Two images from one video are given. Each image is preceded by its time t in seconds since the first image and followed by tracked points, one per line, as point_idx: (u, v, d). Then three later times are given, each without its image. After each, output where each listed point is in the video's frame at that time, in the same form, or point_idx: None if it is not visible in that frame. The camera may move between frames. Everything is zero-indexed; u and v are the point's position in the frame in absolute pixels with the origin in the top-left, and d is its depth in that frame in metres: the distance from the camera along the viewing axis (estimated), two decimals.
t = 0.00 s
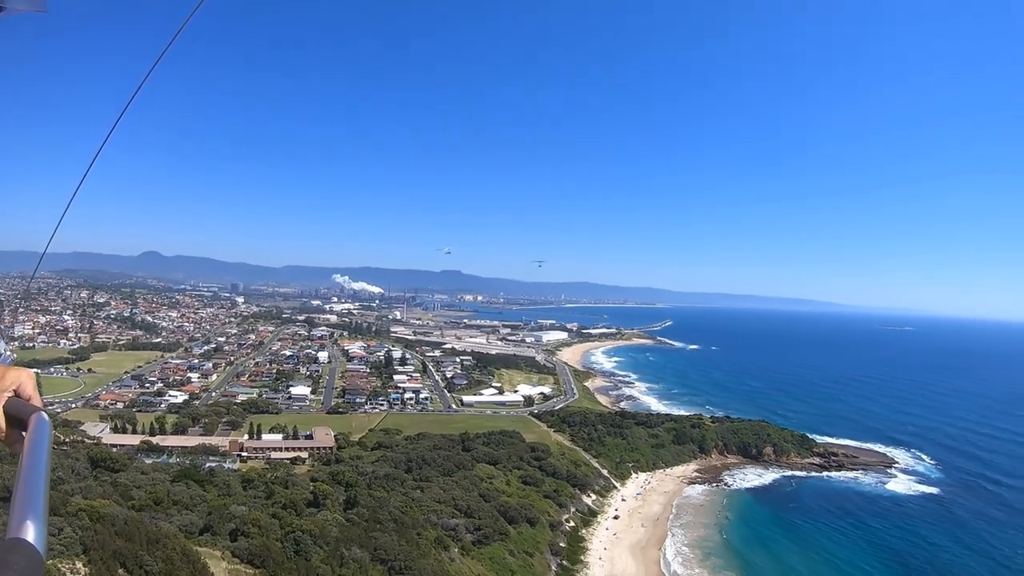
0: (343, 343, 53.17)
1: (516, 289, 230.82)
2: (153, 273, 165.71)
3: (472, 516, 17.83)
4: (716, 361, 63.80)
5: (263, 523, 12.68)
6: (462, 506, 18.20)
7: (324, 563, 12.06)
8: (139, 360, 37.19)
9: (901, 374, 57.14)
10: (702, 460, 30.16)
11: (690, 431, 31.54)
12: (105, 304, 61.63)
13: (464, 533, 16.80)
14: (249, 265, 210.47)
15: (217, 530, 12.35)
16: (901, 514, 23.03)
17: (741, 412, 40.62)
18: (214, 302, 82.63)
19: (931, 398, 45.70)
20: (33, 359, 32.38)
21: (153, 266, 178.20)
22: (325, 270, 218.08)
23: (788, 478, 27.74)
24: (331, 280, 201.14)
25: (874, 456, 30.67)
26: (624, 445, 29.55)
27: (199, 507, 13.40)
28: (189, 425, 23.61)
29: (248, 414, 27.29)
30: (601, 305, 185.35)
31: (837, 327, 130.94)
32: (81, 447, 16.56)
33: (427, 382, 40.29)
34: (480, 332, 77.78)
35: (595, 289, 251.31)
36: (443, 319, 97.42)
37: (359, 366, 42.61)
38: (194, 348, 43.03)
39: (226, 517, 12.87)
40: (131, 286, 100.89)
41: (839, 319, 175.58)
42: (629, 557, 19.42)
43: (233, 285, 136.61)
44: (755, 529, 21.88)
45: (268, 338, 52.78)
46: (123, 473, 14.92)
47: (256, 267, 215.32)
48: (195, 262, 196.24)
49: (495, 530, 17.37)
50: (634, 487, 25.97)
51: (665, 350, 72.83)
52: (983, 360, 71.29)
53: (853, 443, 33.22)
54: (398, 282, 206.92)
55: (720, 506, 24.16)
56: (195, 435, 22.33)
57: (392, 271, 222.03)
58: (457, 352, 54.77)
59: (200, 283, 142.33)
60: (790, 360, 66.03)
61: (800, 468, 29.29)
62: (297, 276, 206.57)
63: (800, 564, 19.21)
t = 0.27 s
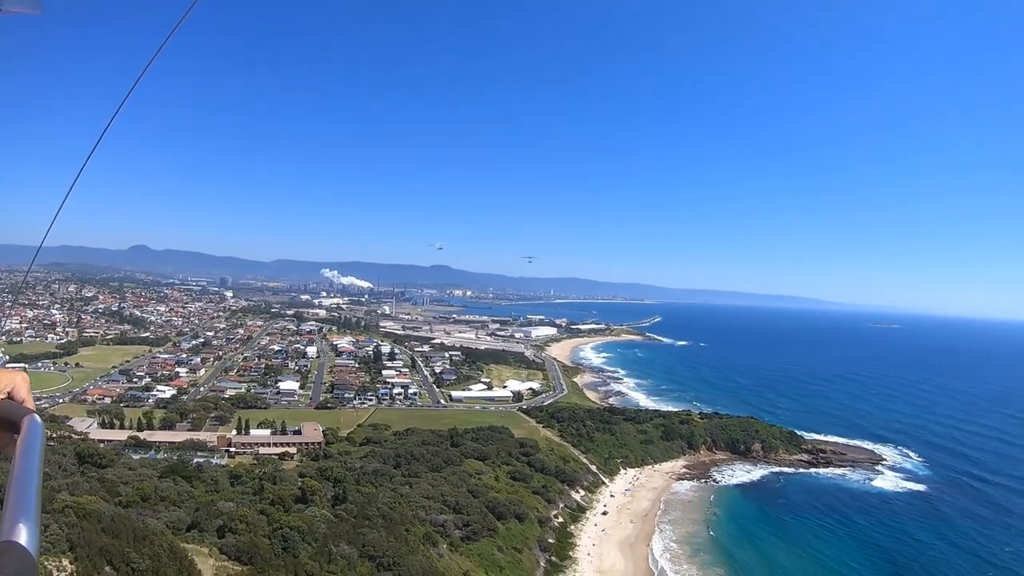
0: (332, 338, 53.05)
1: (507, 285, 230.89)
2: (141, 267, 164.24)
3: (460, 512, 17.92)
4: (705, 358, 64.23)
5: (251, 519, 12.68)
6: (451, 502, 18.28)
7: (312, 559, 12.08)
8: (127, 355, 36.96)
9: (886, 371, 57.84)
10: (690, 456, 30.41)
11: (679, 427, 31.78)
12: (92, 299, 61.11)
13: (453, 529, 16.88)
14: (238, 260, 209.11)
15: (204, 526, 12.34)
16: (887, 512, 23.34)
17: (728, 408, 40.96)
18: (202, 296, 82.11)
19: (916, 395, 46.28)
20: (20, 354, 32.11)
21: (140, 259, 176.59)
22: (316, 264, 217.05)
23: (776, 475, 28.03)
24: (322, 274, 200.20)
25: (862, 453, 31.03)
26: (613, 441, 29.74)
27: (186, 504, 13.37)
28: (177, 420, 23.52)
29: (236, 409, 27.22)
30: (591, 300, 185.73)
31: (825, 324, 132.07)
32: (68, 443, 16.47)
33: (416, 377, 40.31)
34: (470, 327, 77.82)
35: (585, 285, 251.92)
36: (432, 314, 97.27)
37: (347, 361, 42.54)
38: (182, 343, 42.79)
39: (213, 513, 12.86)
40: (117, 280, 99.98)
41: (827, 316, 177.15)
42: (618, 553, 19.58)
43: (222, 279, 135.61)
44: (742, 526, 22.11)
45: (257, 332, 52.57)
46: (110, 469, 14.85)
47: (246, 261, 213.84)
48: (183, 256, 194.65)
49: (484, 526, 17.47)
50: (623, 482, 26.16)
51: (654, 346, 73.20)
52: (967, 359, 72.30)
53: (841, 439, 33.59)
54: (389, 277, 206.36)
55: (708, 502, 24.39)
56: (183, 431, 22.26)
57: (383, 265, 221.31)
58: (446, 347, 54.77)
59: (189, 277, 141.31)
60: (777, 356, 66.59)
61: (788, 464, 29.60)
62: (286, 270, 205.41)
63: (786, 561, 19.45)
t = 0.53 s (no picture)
0: (327, 334, 52.99)
1: (502, 281, 230.79)
2: (135, 262, 163.56)
3: (455, 509, 17.96)
4: (699, 354, 64.44)
5: (244, 516, 12.70)
6: (445, 498, 18.33)
7: (306, 557, 12.11)
8: (120, 350, 36.85)
9: (879, 369, 58.18)
10: (684, 453, 30.57)
11: (673, 424, 31.91)
12: (86, 294, 60.92)
13: (447, 525, 16.94)
14: (233, 255, 208.22)
15: (197, 523, 12.35)
16: (879, 509, 23.49)
17: (722, 405, 41.15)
18: (196, 292, 81.80)
19: (909, 393, 46.59)
20: (14, 350, 32.01)
21: (135, 254, 175.78)
22: (311, 260, 216.53)
23: (770, 472, 28.19)
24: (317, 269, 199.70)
25: (856, 450, 31.24)
26: (608, 437, 29.85)
27: (180, 500, 13.38)
28: (171, 416, 23.49)
29: (230, 405, 27.20)
30: (586, 297, 186.02)
31: (819, 321, 132.58)
32: (62, 439, 16.44)
33: (411, 373, 40.34)
34: (464, 322, 77.85)
35: (580, 281, 252.19)
36: (427, 310, 97.20)
37: (342, 356, 42.51)
38: (176, 338, 42.68)
39: (207, 510, 12.87)
40: (111, 275, 99.63)
41: (820, 314, 177.94)
42: (612, 549, 19.67)
43: (216, 275, 135.10)
44: (736, 523, 22.24)
45: (251, 328, 52.46)
46: (103, 465, 14.83)
47: (240, 256, 213.02)
48: (178, 251, 193.88)
49: (479, 522, 17.53)
50: (617, 479, 26.28)
51: (649, 342, 73.38)
52: (959, 356, 72.81)
53: (835, 437, 33.80)
54: (384, 273, 205.99)
55: (702, 499, 24.53)
56: (177, 427, 22.25)
57: (378, 261, 220.90)
58: (440, 343, 54.80)
59: (183, 273, 140.82)
60: (771, 353, 66.86)
61: (781, 461, 29.78)
62: (280, 266, 204.81)
63: (778, 558, 19.59)
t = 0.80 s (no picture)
0: (324, 330, 52.92)
1: (500, 277, 230.65)
2: (132, 258, 163.22)
3: (452, 506, 17.96)
4: (697, 351, 64.49)
5: (240, 513, 12.69)
6: (443, 495, 18.34)
7: (302, 554, 12.10)
8: (117, 347, 36.78)
9: (876, 367, 58.29)
10: (682, 449, 30.62)
11: (671, 421, 31.95)
12: (83, 290, 60.83)
13: (444, 522, 16.95)
14: (231, 252, 207.87)
15: (193, 521, 12.34)
16: (876, 507, 23.53)
17: (720, 402, 41.21)
18: (194, 288, 81.67)
19: (906, 391, 46.69)
20: (10, 346, 31.95)
21: (132, 250, 175.36)
22: (309, 256, 216.19)
23: (767, 469, 28.24)
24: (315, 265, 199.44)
25: (853, 447, 31.30)
26: (605, 434, 29.88)
27: (176, 497, 13.37)
28: (168, 412, 23.47)
29: (227, 401, 27.18)
30: (584, 293, 185.96)
31: (817, 318, 132.66)
32: (58, 436, 16.42)
33: (408, 369, 40.33)
34: (462, 319, 77.79)
35: (578, 278, 252.08)
36: (425, 306, 97.14)
37: (339, 353, 42.48)
38: (173, 335, 42.61)
39: (203, 507, 12.86)
40: (108, 271, 99.43)
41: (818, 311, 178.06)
42: (610, 546, 19.69)
43: (213, 271, 134.80)
44: (733, 520, 22.29)
45: (248, 324, 52.39)
46: (99, 462, 14.80)
47: (238, 252, 212.59)
48: (175, 247, 193.49)
49: (476, 519, 17.54)
50: (615, 476, 26.31)
51: (646, 339, 73.42)
52: (955, 354, 72.98)
53: (832, 434, 33.87)
54: (382, 269, 205.74)
55: (700, 496, 24.58)
56: (174, 423, 22.23)
57: (376, 257, 220.54)
58: (438, 339, 54.76)
59: (180, 269, 140.62)
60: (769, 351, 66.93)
61: (779, 458, 29.84)
62: (278, 262, 204.52)
63: (774, 556, 19.63)
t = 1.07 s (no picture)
0: (325, 326, 52.87)
1: (501, 274, 230.30)
2: (132, 255, 163.12)
3: (452, 503, 17.96)
4: (698, 348, 64.39)
5: (240, 510, 12.68)
6: (443, 492, 18.33)
7: (302, 551, 12.09)
8: (117, 344, 36.75)
9: (876, 364, 58.26)
10: (682, 446, 30.60)
11: (671, 418, 31.92)
12: (83, 287, 60.79)
13: (445, 519, 16.94)
14: (231, 249, 207.73)
15: (193, 518, 12.34)
16: (877, 505, 23.49)
17: (720, 399, 41.17)
18: (194, 284, 81.57)
19: (907, 388, 46.59)
20: (10, 343, 31.95)
21: (133, 247, 175.25)
22: (310, 252, 216.01)
23: (768, 466, 28.21)
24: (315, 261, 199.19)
25: (853, 444, 31.27)
26: (606, 431, 29.86)
27: (175, 494, 13.37)
28: (168, 409, 23.46)
29: (228, 398, 27.17)
30: (585, 290, 185.58)
31: (818, 316, 132.34)
32: (57, 433, 16.42)
33: (409, 366, 40.30)
34: (463, 315, 77.65)
35: (579, 275, 251.61)
36: (425, 302, 97.01)
37: (340, 349, 42.44)
38: (174, 331, 42.58)
39: (203, 504, 12.85)
40: (108, 268, 99.35)
41: (819, 308, 177.61)
42: (610, 544, 19.66)
43: (214, 267, 134.66)
44: (734, 517, 22.28)
45: (249, 321, 52.36)
46: (98, 459, 14.80)
47: (238, 248, 212.54)
48: (176, 244, 193.35)
49: (476, 516, 17.53)
50: (616, 473, 26.30)
51: (647, 336, 73.32)
52: (955, 352, 72.88)
53: (833, 431, 33.84)
54: (383, 266, 205.50)
55: (701, 493, 24.56)
56: (174, 420, 22.24)
57: (377, 254, 220.23)
58: (438, 336, 54.69)
59: (181, 265, 140.42)
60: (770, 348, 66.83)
61: (779, 455, 29.82)
62: (278, 258, 204.49)
63: (774, 553, 19.63)
